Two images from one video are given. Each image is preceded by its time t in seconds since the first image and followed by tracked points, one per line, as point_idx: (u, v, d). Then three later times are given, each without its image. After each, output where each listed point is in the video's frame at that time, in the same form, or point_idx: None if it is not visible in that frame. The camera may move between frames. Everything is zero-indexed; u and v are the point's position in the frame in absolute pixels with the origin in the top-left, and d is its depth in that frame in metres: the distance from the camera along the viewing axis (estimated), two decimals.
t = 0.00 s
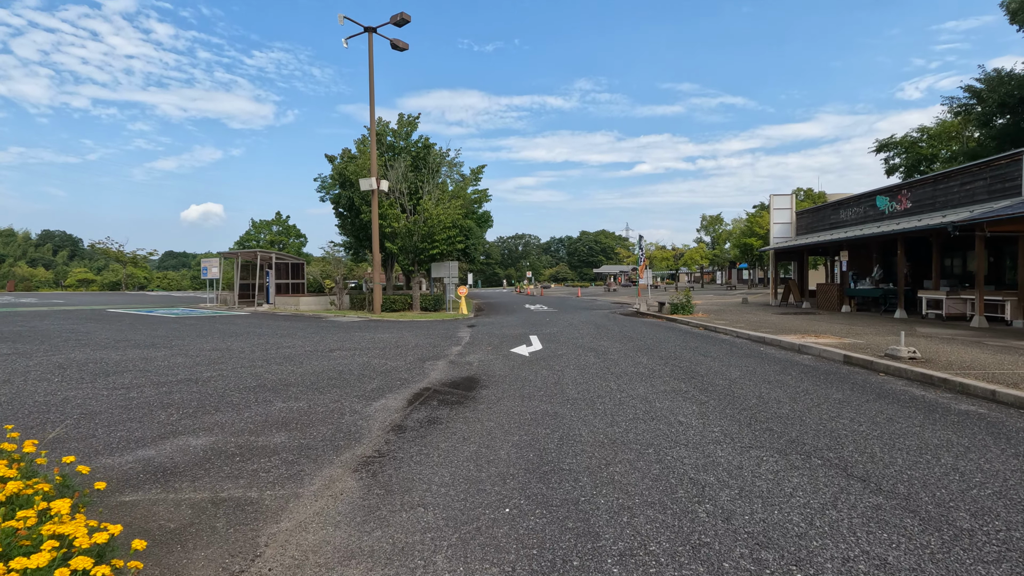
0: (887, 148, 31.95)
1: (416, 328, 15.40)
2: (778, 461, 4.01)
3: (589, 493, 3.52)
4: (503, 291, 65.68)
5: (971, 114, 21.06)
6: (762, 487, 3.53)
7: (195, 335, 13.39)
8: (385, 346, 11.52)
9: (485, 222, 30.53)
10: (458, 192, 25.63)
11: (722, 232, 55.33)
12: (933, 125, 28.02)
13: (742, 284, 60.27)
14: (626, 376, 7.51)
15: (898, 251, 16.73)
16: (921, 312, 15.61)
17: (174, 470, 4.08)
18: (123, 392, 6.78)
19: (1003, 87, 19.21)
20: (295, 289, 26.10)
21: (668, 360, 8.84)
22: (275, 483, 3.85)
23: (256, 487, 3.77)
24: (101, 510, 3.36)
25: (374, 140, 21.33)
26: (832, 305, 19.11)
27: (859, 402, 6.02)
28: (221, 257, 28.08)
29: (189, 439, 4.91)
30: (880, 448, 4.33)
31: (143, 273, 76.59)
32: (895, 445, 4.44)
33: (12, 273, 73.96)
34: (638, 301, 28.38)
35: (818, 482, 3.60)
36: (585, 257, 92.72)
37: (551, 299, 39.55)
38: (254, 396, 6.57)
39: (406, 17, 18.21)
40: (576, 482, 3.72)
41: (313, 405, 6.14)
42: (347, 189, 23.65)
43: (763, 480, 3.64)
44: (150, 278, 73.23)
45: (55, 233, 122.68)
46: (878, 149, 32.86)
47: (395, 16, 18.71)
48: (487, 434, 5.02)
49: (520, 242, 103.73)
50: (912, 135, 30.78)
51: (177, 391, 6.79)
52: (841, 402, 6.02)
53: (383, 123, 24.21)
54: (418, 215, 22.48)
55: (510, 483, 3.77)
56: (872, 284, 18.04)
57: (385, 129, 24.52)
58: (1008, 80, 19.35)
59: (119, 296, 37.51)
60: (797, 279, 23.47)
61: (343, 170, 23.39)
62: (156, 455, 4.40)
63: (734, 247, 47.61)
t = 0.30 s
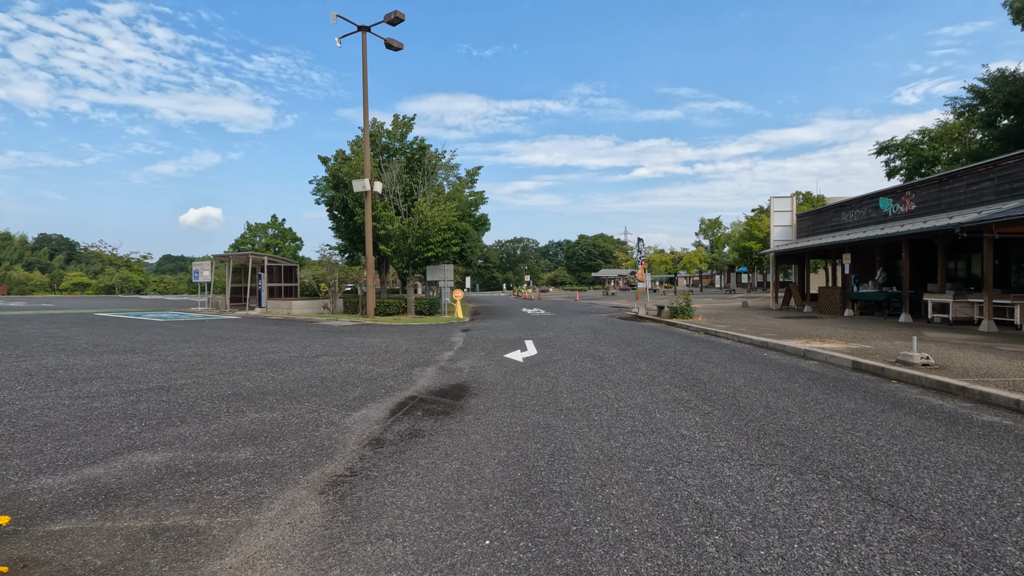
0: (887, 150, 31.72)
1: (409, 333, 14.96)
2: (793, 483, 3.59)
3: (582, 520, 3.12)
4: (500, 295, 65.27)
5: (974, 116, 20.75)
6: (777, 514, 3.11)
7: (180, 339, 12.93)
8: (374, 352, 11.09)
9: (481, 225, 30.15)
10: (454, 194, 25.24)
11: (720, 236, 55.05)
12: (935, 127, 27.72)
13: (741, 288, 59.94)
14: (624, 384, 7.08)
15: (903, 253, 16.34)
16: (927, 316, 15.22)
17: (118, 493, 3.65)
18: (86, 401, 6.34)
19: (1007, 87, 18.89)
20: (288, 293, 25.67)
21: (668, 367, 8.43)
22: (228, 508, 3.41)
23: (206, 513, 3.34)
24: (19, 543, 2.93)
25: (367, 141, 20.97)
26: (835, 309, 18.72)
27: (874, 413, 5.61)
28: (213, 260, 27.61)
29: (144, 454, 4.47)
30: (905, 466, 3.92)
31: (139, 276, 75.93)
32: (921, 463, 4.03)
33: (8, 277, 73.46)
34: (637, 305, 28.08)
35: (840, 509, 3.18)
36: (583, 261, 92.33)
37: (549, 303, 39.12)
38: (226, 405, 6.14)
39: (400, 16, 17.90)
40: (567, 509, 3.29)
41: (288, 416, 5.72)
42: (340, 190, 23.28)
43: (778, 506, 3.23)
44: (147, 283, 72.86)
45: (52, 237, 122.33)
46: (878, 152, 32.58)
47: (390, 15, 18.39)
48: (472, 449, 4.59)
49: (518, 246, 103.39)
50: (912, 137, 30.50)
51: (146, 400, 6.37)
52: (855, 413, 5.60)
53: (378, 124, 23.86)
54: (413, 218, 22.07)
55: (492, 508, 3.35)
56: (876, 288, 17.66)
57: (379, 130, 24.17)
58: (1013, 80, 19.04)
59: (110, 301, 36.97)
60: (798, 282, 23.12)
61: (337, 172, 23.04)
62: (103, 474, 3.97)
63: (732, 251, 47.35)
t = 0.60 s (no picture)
0: (885, 153, 31.50)
1: (400, 338, 14.54)
2: (814, 517, 3.21)
3: (577, 565, 2.73)
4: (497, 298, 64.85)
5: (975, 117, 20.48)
6: (800, 558, 2.73)
7: (162, 346, 12.46)
8: (363, 359, 10.67)
9: (477, 227, 29.77)
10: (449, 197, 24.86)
11: (718, 238, 54.77)
12: (934, 129, 27.45)
13: (738, 291, 59.68)
14: (623, 395, 6.69)
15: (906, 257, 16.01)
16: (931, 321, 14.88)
17: (54, 529, 3.23)
18: (47, 416, 5.91)
19: (1010, 88, 18.60)
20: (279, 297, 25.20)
21: (668, 376, 8.04)
22: (176, 548, 3.01)
23: (150, 555, 2.94)
24: None
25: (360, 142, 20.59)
26: (836, 313, 18.38)
27: (890, 429, 5.24)
28: (204, 263, 27.10)
29: (94, 480, 4.05)
30: (936, 495, 3.54)
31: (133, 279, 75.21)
32: (951, 490, 3.65)
33: None
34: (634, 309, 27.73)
35: (870, 551, 2.80)
36: (580, 264, 92.00)
37: (546, 307, 38.69)
38: (197, 421, 5.72)
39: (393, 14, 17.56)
40: (559, 549, 2.90)
41: (262, 433, 5.30)
42: (333, 192, 22.88)
43: (800, 547, 2.84)
44: (141, 286, 72.16)
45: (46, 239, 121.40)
46: (876, 154, 32.35)
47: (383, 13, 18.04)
48: (457, 473, 4.19)
49: (515, 249, 103.01)
50: (911, 139, 30.28)
51: (111, 415, 5.94)
52: (870, 428, 5.24)
53: (371, 125, 23.49)
54: (407, 220, 21.67)
55: (475, 548, 2.95)
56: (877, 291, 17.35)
57: (373, 131, 23.80)
58: (1015, 81, 18.76)
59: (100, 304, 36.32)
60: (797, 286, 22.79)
61: (329, 173, 22.64)
62: (43, 506, 3.56)
63: (730, 254, 47.11)
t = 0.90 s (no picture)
0: (880, 154, 31.36)
1: (390, 341, 14.10)
2: (844, 548, 2.82)
3: None
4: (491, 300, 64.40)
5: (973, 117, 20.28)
6: None
7: (141, 349, 11.94)
8: (349, 363, 10.22)
9: (470, 228, 29.35)
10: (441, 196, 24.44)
11: (712, 240, 54.61)
12: (929, 130, 27.31)
13: (732, 293, 59.51)
14: (621, 402, 6.31)
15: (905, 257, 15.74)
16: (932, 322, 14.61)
17: None
18: None
19: (1009, 87, 18.40)
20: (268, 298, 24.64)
21: (668, 381, 7.64)
22: None
23: None
24: None
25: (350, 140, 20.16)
26: (834, 315, 18.09)
27: (908, 439, 4.88)
28: (191, 264, 26.49)
29: (33, 503, 3.60)
30: (975, 518, 3.17)
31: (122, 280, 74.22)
32: (990, 511, 3.28)
33: None
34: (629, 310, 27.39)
35: None
36: (574, 266, 91.74)
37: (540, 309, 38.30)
38: (162, 432, 5.28)
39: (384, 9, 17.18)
40: None
41: (230, 446, 4.87)
42: (323, 192, 22.42)
43: None
44: (130, 287, 71.18)
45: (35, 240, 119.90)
46: (871, 155, 32.22)
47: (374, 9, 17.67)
48: (441, 492, 3.78)
49: (509, 250, 102.65)
50: (906, 140, 30.15)
51: (69, 426, 5.47)
52: (887, 439, 4.87)
53: (362, 124, 23.05)
54: (398, 220, 21.24)
55: None
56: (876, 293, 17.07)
57: (364, 130, 23.37)
58: (1013, 80, 18.57)
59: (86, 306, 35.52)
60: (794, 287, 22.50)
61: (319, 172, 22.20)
62: None
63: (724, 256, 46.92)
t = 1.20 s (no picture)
0: (873, 155, 31.28)
1: (378, 345, 13.69)
2: None
3: None
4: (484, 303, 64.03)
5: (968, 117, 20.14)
6: None
7: (117, 354, 11.46)
8: (333, 368, 9.81)
9: (462, 229, 28.98)
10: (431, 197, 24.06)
11: (705, 242, 54.49)
12: (923, 131, 27.22)
13: (725, 295, 59.45)
14: (615, 412, 5.95)
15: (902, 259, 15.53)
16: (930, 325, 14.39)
17: None
18: None
19: (1004, 87, 18.25)
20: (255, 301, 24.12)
21: (665, 388, 7.29)
22: None
23: None
24: None
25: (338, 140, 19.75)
26: (830, 318, 17.85)
27: (923, 452, 4.56)
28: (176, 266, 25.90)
29: None
30: (1012, 550, 2.84)
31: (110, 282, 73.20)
32: None
33: None
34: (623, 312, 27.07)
35: None
36: (568, 268, 91.52)
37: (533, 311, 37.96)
38: (121, 448, 4.86)
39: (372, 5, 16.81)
40: None
41: (193, 463, 4.47)
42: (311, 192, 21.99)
43: None
44: (118, 289, 70.15)
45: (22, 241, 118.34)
46: (864, 157, 32.12)
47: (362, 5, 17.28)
48: (418, 519, 3.41)
49: (502, 252, 102.31)
50: (899, 142, 30.08)
51: (19, 441, 5.04)
52: (900, 453, 4.55)
53: (351, 123, 22.64)
54: (387, 221, 20.83)
55: None
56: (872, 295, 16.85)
57: (353, 129, 22.97)
58: (1008, 81, 18.44)
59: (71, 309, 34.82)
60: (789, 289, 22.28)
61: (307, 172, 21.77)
62: None
63: (717, 258, 46.79)
